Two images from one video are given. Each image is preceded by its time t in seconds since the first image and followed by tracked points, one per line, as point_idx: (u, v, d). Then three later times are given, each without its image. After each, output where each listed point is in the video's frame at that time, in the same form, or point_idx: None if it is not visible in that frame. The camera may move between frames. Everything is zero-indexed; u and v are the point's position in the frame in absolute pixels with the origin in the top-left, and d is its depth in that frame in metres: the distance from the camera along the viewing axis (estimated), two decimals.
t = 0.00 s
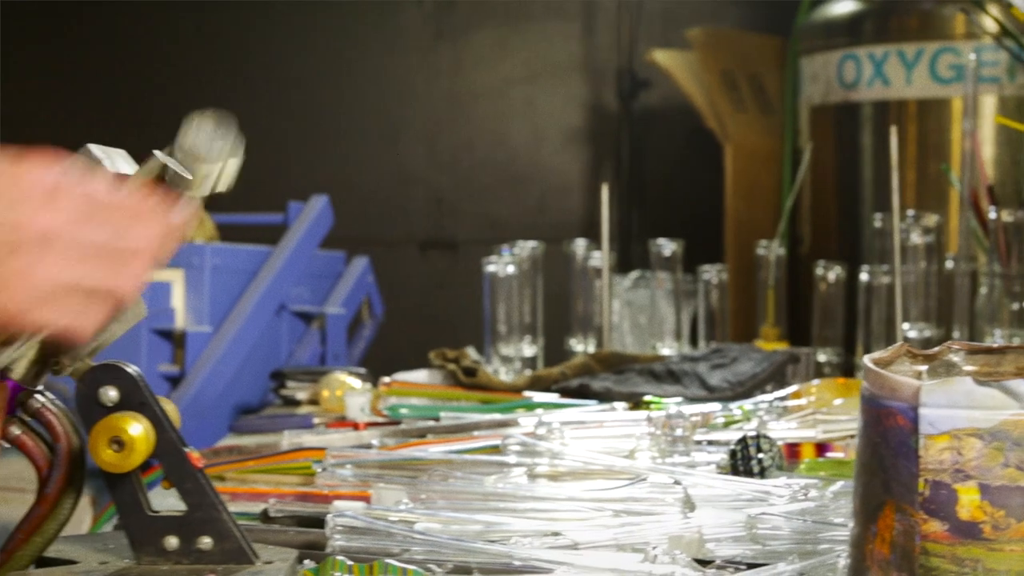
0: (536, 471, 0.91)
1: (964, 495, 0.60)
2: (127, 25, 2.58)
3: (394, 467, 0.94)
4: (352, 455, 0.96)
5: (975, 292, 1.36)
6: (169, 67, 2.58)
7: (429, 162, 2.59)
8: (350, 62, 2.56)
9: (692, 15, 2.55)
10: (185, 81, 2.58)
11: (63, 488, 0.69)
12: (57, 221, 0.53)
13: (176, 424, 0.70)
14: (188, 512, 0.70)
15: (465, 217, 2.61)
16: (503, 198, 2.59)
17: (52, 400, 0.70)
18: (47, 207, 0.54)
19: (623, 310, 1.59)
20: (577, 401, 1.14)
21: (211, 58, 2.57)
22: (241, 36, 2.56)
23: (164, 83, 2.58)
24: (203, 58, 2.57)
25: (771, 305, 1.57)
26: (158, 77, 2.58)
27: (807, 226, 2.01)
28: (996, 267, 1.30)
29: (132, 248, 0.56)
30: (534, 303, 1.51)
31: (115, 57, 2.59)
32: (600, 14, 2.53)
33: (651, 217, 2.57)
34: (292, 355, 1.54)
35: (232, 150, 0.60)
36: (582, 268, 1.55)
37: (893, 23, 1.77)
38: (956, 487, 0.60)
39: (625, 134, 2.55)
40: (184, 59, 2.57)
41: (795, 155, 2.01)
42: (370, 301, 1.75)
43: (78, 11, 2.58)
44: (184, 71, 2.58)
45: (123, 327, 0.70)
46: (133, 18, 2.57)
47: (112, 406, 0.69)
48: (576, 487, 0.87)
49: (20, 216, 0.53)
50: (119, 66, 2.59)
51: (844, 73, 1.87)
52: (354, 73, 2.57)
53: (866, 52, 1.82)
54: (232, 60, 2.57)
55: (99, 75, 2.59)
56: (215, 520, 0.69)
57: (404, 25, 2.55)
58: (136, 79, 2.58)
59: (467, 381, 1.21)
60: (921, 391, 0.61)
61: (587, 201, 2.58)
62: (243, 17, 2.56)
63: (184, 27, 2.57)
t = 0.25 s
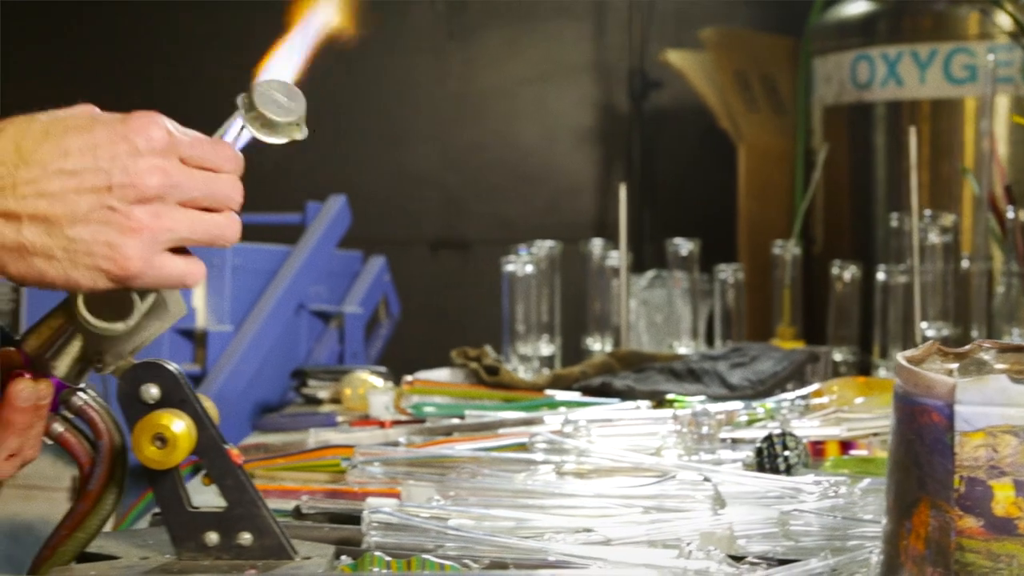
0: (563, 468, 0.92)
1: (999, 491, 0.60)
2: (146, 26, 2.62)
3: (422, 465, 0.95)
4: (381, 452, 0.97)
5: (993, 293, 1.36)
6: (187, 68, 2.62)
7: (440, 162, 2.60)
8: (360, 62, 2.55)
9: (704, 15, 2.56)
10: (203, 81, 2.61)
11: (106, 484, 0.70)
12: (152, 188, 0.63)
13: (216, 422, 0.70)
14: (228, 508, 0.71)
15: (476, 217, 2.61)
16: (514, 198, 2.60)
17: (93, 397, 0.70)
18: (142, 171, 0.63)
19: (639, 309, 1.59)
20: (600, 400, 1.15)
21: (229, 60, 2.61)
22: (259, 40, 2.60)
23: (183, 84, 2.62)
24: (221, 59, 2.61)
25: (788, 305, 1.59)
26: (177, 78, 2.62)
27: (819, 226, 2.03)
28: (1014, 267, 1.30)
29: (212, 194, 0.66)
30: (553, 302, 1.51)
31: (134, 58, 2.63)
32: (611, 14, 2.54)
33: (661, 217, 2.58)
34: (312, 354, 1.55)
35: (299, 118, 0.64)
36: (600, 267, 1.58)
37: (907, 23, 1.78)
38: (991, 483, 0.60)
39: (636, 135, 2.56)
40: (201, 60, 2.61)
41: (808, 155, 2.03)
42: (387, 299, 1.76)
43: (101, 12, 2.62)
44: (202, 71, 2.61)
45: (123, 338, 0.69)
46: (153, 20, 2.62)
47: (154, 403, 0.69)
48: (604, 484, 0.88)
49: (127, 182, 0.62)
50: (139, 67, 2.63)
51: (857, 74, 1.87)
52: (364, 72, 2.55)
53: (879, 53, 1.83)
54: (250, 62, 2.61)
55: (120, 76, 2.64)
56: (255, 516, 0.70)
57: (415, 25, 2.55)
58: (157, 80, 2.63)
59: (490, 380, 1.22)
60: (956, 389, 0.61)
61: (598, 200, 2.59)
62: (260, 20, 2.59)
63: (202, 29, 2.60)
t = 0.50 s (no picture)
0: (586, 466, 0.92)
1: None
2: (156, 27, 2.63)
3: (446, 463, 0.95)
4: (405, 450, 0.98)
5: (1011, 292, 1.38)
6: (197, 69, 2.63)
7: (449, 162, 2.60)
8: (368, 62, 2.55)
9: (711, 15, 2.57)
10: (213, 82, 2.63)
11: (141, 482, 0.71)
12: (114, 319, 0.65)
13: (249, 420, 0.72)
14: (261, 505, 0.72)
15: (486, 216, 2.62)
16: (523, 197, 2.61)
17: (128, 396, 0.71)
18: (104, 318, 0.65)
19: (652, 308, 1.61)
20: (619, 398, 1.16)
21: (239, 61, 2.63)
22: (269, 42, 2.62)
23: (193, 85, 2.64)
24: (230, 60, 2.62)
25: (801, 304, 1.60)
26: (187, 79, 2.64)
27: (830, 227, 2.04)
28: None
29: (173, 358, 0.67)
30: (567, 302, 1.53)
31: (143, 59, 2.64)
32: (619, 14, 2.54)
33: (670, 217, 2.59)
34: (327, 353, 1.56)
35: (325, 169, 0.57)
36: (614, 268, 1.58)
37: (918, 24, 1.79)
38: (1021, 481, 0.61)
39: (645, 135, 2.57)
40: (211, 60, 2.63)
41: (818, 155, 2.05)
42: (401, 299, 1.77)
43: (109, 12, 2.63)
44: (211, 71, 2.63)
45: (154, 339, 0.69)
46: (162, 21, 2.63)
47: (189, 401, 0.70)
48: (628, 481, 0.89)
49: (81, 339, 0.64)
50: (147, 67, 2.64)
51: (868, 74, 1.88)
52: (371, 71, 2.55)
53: (891, 53, 1.84)
54: (260, 64, 2.63)
55: (129, 76, 2.65)
56: (288, 513, 0.71)
57: (423, 25, 2.55)
58: (166, 80, 2.64)
59: (510, 379, 1.23)
60: (986, 387, 0.62)
61: (607, 200, 2.60)
62: (270, 21, 2.61)
63: (212, 30, 2.62)
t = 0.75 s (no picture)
0: (606, 464, 0.93)
1: None
2: (167, 28, 2.65)
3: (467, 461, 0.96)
4: (425, 449, 0.98)
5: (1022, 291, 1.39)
6: (208, 69, 2.65)
7: (457, 162, 2.61)
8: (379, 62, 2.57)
9: (720, 16, 2.58)
10: (224, 83, 2.65)
11: (171, 478, 0.71)
12: None
13: (278, 417, 0.72)
14: (289, 502, 0.72)
15: (494, 217, 2.62)
16: (531, 197, 2.61)
17: (157, 394, 0.71)
18: None
19: (664, 307, 1.62)
20: (634, 396, 1.17)
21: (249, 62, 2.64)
22: (276, 39, 2.61)
23: (204, 85, 2.66)
24: (239, 60, 2.63)
25: (812, 304, 1.62)
26: (198, 79, 2.66)
27: (839, 226, 2.05)
28: None
29: None
30: (579, 301, 1.54)
31: (154, 59, 2.66)
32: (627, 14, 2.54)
33: (678, 217, 2.60)
34: (341, 352, 1.57)
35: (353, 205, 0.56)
36: (627, 267, 1.61)
37: (928, 24, 1.80)
38: None
39: (653, 135, 2.58)
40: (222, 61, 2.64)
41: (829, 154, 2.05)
42: (413, 298, 1.79)
43: (113, 12, 2.67)
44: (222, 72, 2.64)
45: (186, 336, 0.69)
46: (174, 23, 2.65)
47: (218, 399, 0.71)
48: (648, 479, 0.89)
49: None
50: (159, 68, 2.66)
51: (878, 74, 1.90)
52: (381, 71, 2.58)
53: (900, 54, 1.85)
54: (268, 62, 2.62)
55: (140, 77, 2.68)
56: (317, 510, 0.72)
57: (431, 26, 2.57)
58: (178, 81, 2.67)
59: (526, 377, 1.25)
60: (1011, 384, 0.62)
61: (614, 200, 2.60)
62: (279, 21, 2.61)
63: (216, 30, 2.63)
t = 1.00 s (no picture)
0: (623, 462, 0.93)
1: None
2: (183, 28, 2.70)
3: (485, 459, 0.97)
4: (443, 447, 0.99)
5: None
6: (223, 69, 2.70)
7: (464, 163, 2.62)
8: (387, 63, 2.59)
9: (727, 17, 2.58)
10: (237, 81, 2.70)
11: (197, 476, 0.72)
12: None
13: (304, 416, 0.73)
14: (314, 500, 0.73)
15: (500, 217, 2.63)
16: (537, 198, 2.62)
17: (184, 392, 0.72)
18: None
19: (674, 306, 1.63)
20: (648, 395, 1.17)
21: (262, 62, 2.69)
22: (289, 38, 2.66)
23: (218, 85, 2.70)
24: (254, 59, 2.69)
25: (822, 306, 1.64)
26: (213, 79, 2.71)
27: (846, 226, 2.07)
28: None
29: None
30: (591, 301, 1.55)
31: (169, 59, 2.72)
32: (634, 15, 2.55)
33: (686, 217, 2.61)
34: (353, 351, 1.57)
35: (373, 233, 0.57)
36: (637, 266, 1.62)
37: (936, 25, 1.81)
38: None
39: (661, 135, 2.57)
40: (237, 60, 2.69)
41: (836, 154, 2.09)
42: (422, 298, 1.80)
43: (112, 12, 2.74)
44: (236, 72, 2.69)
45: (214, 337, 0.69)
46: (189, 23, 2.70)
47: (244, 398, 0.71)
48: (666, 477, 0.89)
49: None
50: (174, 68, 2.72)
51: (887, 74, 1.91)
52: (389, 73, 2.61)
53: (909, 54, 1.86)
54: (280, 62, 2.67)
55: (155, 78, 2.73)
56: (343, 507, 0.72)
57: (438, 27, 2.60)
58: (192, 80, 2.72)
59: (540, 377, 1.26)
60: None
61: (620, 200, 2.60)
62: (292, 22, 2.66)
63: (215, 29, 2.69)
